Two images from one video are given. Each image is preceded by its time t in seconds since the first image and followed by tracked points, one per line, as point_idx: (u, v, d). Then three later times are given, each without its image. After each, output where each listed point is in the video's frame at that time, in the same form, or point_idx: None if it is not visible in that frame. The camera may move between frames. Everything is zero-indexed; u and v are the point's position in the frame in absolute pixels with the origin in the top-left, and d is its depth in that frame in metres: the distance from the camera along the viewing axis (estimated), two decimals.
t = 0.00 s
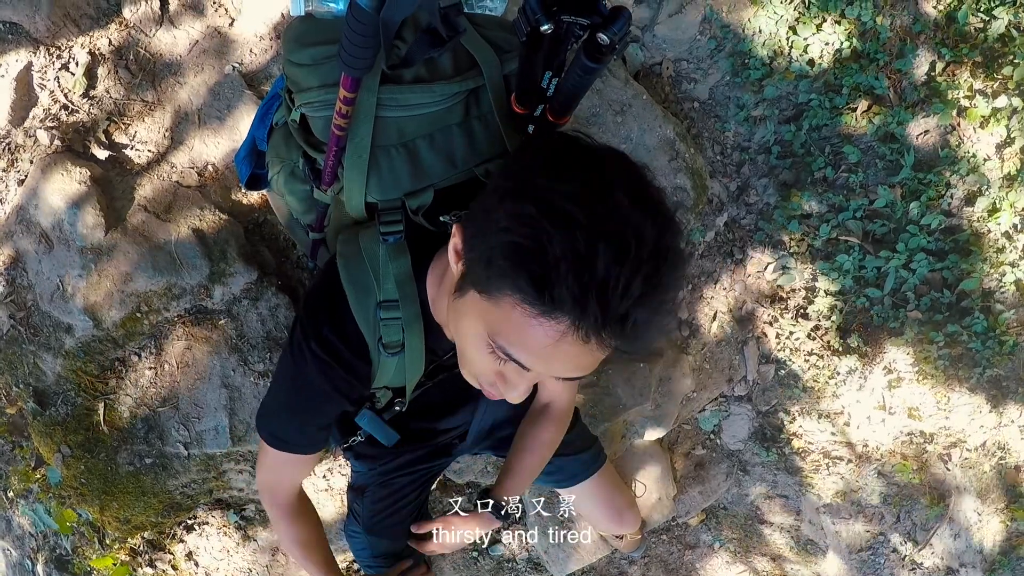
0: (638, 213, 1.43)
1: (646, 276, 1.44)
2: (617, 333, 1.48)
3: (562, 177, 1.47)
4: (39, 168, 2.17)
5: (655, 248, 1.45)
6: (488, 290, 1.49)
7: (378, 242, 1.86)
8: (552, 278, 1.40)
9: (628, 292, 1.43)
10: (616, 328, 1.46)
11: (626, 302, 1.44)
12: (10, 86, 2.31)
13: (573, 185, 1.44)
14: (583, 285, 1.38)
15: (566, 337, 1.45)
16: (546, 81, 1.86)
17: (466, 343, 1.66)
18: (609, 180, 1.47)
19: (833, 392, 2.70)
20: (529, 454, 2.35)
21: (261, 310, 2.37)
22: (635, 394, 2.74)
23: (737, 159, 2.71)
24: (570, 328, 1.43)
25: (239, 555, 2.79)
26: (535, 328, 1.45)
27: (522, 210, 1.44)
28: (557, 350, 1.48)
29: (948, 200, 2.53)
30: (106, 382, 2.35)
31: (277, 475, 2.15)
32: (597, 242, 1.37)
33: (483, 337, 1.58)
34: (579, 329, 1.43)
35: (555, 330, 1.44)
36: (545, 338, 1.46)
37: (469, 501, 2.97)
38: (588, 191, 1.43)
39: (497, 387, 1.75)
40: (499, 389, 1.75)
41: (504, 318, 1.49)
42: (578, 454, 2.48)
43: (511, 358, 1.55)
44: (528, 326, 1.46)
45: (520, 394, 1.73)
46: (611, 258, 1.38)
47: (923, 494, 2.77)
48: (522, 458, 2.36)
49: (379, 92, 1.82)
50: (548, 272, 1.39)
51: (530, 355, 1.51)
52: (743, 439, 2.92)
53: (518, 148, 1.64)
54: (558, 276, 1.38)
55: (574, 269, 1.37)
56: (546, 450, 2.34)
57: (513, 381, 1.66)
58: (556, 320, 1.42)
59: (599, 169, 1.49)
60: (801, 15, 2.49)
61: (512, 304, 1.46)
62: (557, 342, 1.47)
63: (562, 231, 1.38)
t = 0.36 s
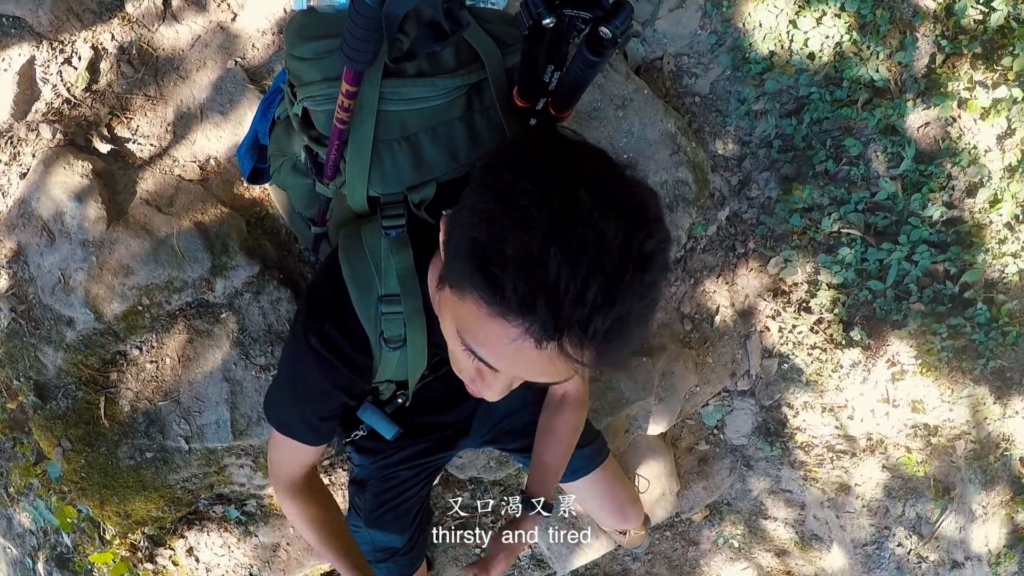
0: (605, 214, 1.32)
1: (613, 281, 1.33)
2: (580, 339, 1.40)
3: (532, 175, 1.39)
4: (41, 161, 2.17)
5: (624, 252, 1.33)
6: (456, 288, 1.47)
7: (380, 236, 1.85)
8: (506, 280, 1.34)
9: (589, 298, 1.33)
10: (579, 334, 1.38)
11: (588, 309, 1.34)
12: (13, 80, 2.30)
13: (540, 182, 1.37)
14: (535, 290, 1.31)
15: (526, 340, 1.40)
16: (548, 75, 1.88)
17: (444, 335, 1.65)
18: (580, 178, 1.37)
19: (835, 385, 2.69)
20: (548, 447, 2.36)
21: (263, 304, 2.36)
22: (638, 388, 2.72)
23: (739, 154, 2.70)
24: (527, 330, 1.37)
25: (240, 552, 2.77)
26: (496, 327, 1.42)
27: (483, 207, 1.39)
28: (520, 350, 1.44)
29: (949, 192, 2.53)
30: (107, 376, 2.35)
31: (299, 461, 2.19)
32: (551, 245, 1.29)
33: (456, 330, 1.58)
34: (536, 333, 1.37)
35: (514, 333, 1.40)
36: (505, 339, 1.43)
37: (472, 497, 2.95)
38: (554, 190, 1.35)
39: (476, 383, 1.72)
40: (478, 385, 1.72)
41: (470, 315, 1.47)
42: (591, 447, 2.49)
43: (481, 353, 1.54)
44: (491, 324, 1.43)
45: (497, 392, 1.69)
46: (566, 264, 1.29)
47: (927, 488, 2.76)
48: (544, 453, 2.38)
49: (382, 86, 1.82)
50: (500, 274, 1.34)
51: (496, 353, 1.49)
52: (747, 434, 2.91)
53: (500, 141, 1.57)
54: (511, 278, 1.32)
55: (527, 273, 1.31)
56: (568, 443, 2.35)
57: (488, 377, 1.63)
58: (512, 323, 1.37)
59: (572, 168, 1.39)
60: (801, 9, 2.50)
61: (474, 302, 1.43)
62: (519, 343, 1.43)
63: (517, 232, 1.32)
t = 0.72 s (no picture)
0: (615, 258, 1.33)
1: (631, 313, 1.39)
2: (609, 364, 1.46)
3: (533, 235, 1.33)
4: (44, 162, 2.16)
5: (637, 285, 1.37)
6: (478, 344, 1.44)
7: (383, 237, 1.85)
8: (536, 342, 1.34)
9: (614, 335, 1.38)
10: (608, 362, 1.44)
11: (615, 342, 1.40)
12: (15, 81, 2.30)
13: (541, 244, 1.32)
14: (570, 347, 1.33)
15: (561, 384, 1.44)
16: (551, 75, 1.87)
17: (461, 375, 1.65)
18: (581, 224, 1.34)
19: (837, 386, 2.70)
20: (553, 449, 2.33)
21: (266, 305, 2.36)
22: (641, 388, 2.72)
23: (741, 154, 2.71)
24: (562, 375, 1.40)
25: (243, 553, 2.78)
26: (527, 377, 1.43)
27: (495, 277, 1.34)
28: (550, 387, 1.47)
29: (951, 193, 2.54)
30: (110, 378, 2.34)
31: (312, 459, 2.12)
32: (577, 303, 1.30)
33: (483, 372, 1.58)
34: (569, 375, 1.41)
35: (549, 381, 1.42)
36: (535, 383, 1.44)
37: (474, 497, 2.95)
38: (559, 246, 1.31)
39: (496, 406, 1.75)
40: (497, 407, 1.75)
41: (498, 367, 1.46)
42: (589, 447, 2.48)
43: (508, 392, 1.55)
44: (521, 376, 1.44)
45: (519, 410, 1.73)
46: (595, 316, 1.32)
47: (929, 487, 2.77)
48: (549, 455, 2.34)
49: (385, 87, 1.82)
50: (530, 339, 1.33)
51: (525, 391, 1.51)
52: (750, 434, 2.92)
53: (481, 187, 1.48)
54: (543, 342, 1.32)
55: (557, 335, 1.32)
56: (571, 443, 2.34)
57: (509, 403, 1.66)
58: (548, 374, 1.39)
59: (564, 217, 1.34)
60: (803, 10, 2.50)
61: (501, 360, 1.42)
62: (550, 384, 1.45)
63: (540, 300, 1.30)
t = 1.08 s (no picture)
0: (597, 202, 1.37)
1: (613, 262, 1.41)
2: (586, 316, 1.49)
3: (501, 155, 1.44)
4: (43, 168, 2.16)
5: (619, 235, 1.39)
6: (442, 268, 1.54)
7: (383, 242, 1.85)
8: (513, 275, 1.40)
9: (594, 281, 1.40)
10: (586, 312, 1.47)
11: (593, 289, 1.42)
12: (14, 86, 2.31)
13: (525, 182, 1.38)
14: (546, 280, 1.37)
15: (513, 314, 1.46)
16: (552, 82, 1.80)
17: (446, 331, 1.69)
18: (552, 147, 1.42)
19: (837, 388, 2.70)
20: (558, 453, 2.34)
21: (266, 309, 2.36)
22: (641, 390, 2.74)
23: (742, 157, 2.70)
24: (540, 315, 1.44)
25: (245, 555, 2.79)
26: (508, 319, 1.47)
27: (462, 190, 1.45)
28: (531, 335, 1.50)
29: (952, 196, 2.53)
30: (111, 382, 2.35)
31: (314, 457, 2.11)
32: (555, 238, 1.34)
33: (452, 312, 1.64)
34: (546, 317, 1.45)
35: (501, 307, 1.46)
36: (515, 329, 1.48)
37: (475, 499, 2.96)
38: (542, 185, 1.37)
39: (478, 372, 1.76)
40: (479, 373, 1.77)
41: (479, 309, 1.51)
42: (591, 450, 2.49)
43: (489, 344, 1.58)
44: (501, 317, 1.48)
45: (499, 376, 1.74)
46: (573, 254, 1.36)
47: (929, 490, 2.78)
48: (554, 459, 2.34)
49: (385, 93, 1.82)
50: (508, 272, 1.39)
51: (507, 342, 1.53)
52: (750, 436, 2.92)
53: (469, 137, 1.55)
54: (521, 272, 1.37)
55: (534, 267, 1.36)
56: (577, 446, 2.35)
57: (489, 365, 1.68)
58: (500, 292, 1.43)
59: (553, 156, 1.40)
60: (803, 13, 2.49)
61: (483, 298, 1.47)
62: (529, 330, 1.48)
63: (495, 207, 1.39)
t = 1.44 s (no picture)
0: (604, 130, 1.57)
1: (614, 185, 1.56)
2: (586, 241, 1.59)
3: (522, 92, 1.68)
4: (45, 170, 2.16)
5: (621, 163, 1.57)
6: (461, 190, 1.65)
7: (386, 243, 1.85)
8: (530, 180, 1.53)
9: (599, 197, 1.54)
10: (589, 236, 1.58)
11: (597, 209, 1.55)
12: (15, 89, 2.29)
13: (541, 115, 1.58)
14: (558, 184, 1.50)
15: (526, 220, 1.54)
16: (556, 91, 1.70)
17: (440, 275, 1.69)
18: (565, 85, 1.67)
19: (838, 389, 2.71)
20: (570, 460, 2.40)
21: (269, 311, 2.35)
22: (643, 391, 2.76)
23: (743, 157, 2.72)
24: (548, 225, 1.53)
25: (247, 557, 2.79)
26: (516, 233, 1.55)
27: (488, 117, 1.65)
28: (536, 256, 1.55)
29: (953, 196, 2.54)
30: (113, 385, 2.35)
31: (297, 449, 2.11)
32: (569, 147, 1.51)
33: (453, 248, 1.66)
34: (553, 229, 1.54)
35: (516, 213, 1.55)
36: (522, 245, 1.54)
37: (477, 500, 2.95)
38: (558, 115, 1.57)
39: (467, 332, 1.72)
40: (468, 335, 1.72)
41: (489, 223, 1.58)
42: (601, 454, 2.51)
43: (488, 277, 1.60)
44: (509, 232, 1.56)
45: (489, 338, 1.68)
46: (583, 164, 1.51)
47: (931, 490, 2.77)
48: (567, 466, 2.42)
49: (387, 94, 1.82)
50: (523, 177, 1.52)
51: (510, 266, 1.56)
52: (751, 436, 2.93)
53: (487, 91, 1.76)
54: (540, 162, 1.51)
55: (549, 170, 1.50)
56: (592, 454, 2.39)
57: (481, 316, 1.65)
58: (519, 188, 1.53)
59: (565, 97, 1.61)
60: (804, 14, 2.49)
61: (495, 211, 1.58)
62: (535, 247, 1.55)
63: (518, 118, 1.59)
